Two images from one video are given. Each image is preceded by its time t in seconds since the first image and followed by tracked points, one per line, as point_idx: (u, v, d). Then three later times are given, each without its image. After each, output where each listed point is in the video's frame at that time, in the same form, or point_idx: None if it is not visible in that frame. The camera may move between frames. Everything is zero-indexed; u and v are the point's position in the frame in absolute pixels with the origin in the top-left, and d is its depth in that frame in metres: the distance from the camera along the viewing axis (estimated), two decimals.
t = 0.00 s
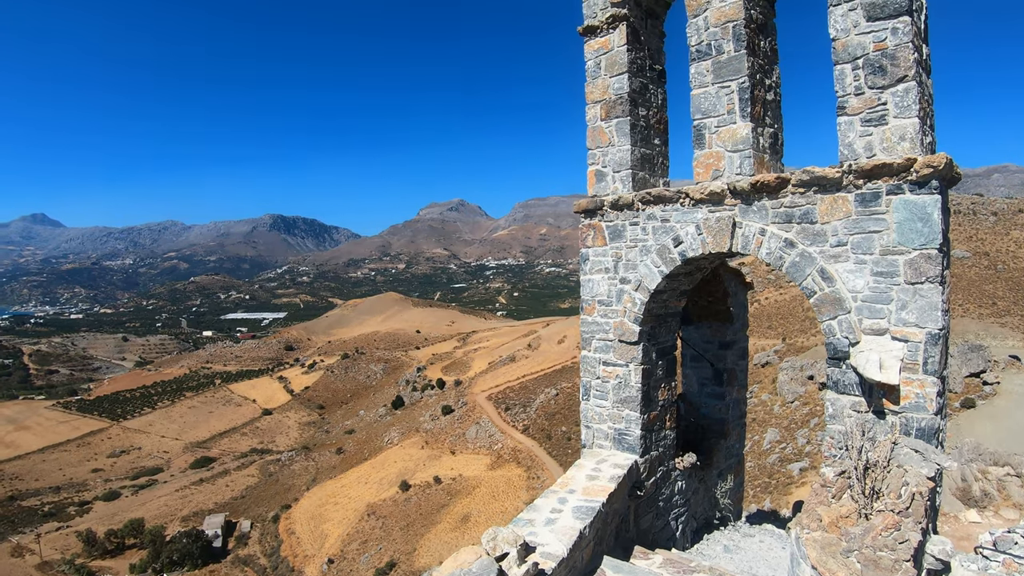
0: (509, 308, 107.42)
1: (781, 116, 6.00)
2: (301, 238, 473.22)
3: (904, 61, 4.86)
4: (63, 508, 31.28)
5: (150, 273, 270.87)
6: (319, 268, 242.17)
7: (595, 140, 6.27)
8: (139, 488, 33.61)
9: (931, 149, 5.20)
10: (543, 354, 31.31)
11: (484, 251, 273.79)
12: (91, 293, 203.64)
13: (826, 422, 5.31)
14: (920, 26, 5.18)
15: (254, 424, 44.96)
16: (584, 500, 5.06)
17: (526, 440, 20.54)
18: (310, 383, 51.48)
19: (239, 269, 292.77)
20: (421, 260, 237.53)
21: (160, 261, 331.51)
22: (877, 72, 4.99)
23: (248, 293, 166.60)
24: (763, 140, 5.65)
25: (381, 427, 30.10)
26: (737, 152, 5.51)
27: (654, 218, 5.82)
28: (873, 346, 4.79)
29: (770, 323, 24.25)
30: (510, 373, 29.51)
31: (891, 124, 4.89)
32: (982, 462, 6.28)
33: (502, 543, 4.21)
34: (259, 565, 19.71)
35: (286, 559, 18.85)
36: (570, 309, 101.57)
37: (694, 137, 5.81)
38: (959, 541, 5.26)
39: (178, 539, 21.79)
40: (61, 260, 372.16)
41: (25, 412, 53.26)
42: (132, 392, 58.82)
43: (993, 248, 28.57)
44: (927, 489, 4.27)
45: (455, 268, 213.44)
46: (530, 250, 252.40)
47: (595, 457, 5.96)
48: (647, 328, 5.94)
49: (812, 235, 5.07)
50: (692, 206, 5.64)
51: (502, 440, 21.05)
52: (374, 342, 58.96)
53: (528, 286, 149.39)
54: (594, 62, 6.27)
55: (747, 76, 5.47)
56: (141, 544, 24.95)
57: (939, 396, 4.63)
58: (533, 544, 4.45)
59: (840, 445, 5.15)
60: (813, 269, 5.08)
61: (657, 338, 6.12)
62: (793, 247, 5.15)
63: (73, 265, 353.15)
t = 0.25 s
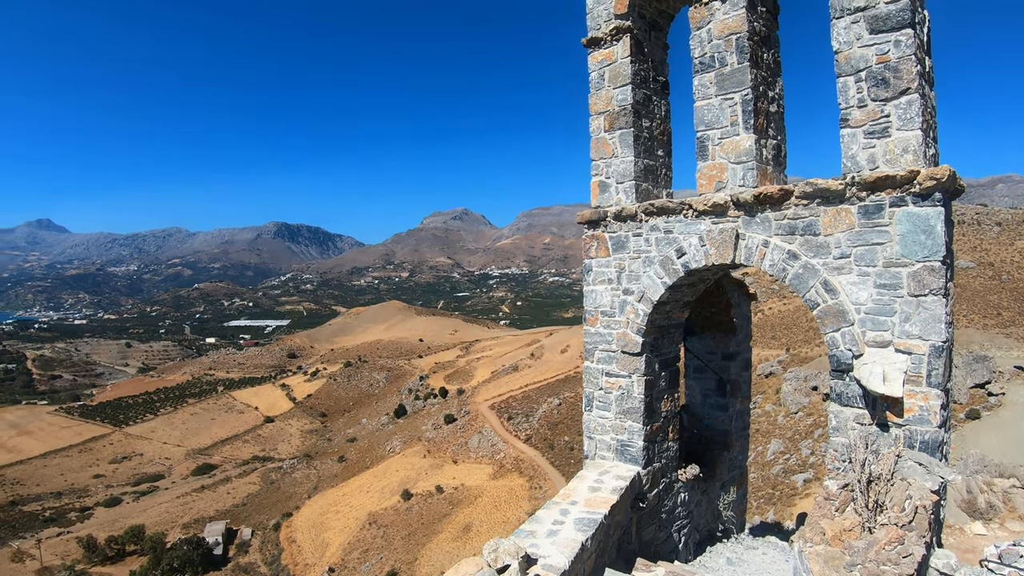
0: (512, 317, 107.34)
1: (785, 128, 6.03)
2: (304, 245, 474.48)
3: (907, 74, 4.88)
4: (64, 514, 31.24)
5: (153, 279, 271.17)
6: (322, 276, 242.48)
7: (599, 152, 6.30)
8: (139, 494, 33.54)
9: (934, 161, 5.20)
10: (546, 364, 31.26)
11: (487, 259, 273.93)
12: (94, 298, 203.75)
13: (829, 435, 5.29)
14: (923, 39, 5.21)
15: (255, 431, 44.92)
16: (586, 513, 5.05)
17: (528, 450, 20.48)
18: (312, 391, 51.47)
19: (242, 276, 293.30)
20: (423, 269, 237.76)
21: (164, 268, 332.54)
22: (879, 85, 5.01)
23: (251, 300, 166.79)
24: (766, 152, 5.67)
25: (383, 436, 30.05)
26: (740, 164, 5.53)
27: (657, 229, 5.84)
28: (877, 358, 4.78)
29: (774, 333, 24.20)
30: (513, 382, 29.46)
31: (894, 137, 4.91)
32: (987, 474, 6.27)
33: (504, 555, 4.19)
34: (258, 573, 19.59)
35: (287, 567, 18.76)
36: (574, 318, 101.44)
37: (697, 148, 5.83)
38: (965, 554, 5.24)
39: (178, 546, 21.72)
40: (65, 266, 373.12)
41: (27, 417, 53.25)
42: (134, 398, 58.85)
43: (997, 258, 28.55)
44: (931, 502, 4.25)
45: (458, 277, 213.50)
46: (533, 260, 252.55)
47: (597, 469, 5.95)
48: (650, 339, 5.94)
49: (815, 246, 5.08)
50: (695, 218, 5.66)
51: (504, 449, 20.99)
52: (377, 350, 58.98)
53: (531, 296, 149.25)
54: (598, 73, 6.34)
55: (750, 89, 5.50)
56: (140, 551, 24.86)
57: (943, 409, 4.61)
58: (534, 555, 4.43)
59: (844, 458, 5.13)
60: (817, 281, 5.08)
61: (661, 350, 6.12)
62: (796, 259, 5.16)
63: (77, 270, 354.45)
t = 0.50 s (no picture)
0: (514, 329, 107.30)
1: (786, 142, 6.07)
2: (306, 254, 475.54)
3: (908, 90, 4.92)
4: (63, 522, 31.13)
5: (155, 288, 271.63)
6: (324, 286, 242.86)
7: (601, 165, 6.36)
8: (138, 503, 33.43)
9: (936, 175, 5.23)
10: (548, 376, 31.22)
11: (489, 270, 274.11)
12: (96, 306, 203.80)
13: (831, 450, 5.28)
14: (923, 55, 5.26)
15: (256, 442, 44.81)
16: (587, 527, 5.04)
17: (530, 462, 20.41)
18: (313, 401, 51.40)
19: (244, 286, 293.61)
20: (425, 280, 237.90)
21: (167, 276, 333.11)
22: (880, 100, 5.05)
23: (253, 310, 166.90)
24: (768, 166, 5.71)
25: (384, 447, 29.97)
26: (741, 179, 5.56)
27: (658, 243, 5.88)
28: (878, 373, 4.78)
29: (777, 346, 24.18)
30: (515, 395, 29.41)
31: (895, 152, 4.94)
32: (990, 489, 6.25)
33: (504, 569, 4.18)
34: None
35: None
36: (576, 330, 101.39)
37: (699, 163, 5.87)
38: (969, 570, 5.21)
39: (177, 556, 21.61)
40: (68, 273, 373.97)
41: (28, 424, 53.18)
42: (135, 407, 58.80)
43: (1000, 272, 28.54)
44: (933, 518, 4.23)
45: (460, 288, 213.66)
46: (535, 272, 252.71)
47: (598, 483, 5.94)
48: (651, 353, 5.95)
49: (816, 261, 5.10)
50: (696, 232, 5.69)
51: (506, 462, 20.92)
52: (379, 361, 59.00)
53: (534, 308, 149.11)
54: (600, 88, 6.40)
55: (751, 104, 5.55)
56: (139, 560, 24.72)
57: (945, 424, 4.60)
58: (535, 569, 4.42)
59: (846, 473, 5.11)
60: (818, 296, 5.10)
61: (662, 363, 6.13)
62: (797, 273, 5.18)
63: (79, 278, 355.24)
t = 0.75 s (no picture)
0: (516, 341, 107.19)
1: (789, 156, 6.08)
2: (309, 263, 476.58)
3: (910, 103, 4.93)
4: (62, 530, 31.01)
5: (158, 296, 272.00)
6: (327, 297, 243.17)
7: (604, 178, 6.38)
8: (137, 512, 33.32)
9: (939, 189, 5.22)
10: (550, 389, 31.15)
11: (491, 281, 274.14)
12: (99, 314, 204.06)
13: (835, 464, 5.23)
14: (925, 68, 5.27)
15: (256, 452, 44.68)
16: (589, 541, 5.00)
17: (531, 475, 20.31)
18: (314, 412, 51.33)
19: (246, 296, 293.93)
20: (427, 292, 238.05)
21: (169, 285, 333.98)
22: (883, 114, 5.06)
23: (255, 320, 167.04)
24: (771, 179, 5.71)
25: (385, 459, 29.87)
26: (744, 192, 5.56)
27: (662, 255, 5.87)
28: (883, 387, 4.75)
29: (780, 359, 24.11)
30: (516, 407, 29.34)
31: (898, 165, 4.93)
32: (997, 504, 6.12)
33: None
34: None
35: None
36: (578, 342, 101.25)
37: (701, 176, 5.88)
38: None
39: (176, 566, 21.48)
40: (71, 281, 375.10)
41: (29, 432, 53.13)
42: (136, 415, 58.74)
43: (1004, 285, 28.48)
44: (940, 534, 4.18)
45: (462, 301, 213.73)
46: (537, 284, 252.71)
47: (600, 496, 5.90)
48: (655, 366, 5.92)
49: (819, 274, 5.08)
50: (700, 245, 5.69)
51: (507, 475, 20.83)
52: (381, 373, 58.98)
53: (536, 320, 148.93)
54: (604, 101, 6.44)
55: (754, 117, 5.55)
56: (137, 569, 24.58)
57: (950, 439, 4.55)
58: None
59: (850, 487, 5.06)
60: (822, 309, 5.08)
61: (665, 377, 6.11)
62: (801, 286, 5.16)
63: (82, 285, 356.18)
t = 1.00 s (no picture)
0: (518, 354, 107.07)
1: (790, 171, 6.12)
2: (310, 272, 477.35)
3: (911, 119, 4.96)
4: (60, 539, 30.90)
5: (160, 305, 272.34)
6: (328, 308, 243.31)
7: (606, 193, 6.43)
8: (135, 522, 33.18)
9: (939, 205, 5.24)
10: (551, 402, 31.07)
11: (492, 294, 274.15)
12: (101, 322, 204.21)
13: (836, 479, 5.21)
14: (925, 85, 5.32)
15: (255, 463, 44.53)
16: (589, 556, 4.98)
17: (532, 489, 20.23)
18: (314, 423, 51.22)
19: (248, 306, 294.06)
20: (428, 304, 238.04)
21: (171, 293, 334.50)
22: (883, 129, 5.09)
23: (257, 329, 167.06)
24: (772, 195, 5.74)
25: (385, 471, 29.77)
26: (745, 208, 5.59)
27: (663, 269, 5.90)
28: (884, 403, 4.75)
29: (783, 373, 24.07)
30: (517, 420, 29.28)
31: (898, 180, 4.95)
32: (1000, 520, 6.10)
33: None
34: None
35: None
36: (580, 355, 101.08)
37: (703, 191, 5.91)
38: None
39: None
40: (73, 289, 375.64)
41: (29, 439, 53.05)
42: (136, 424, 58.66)
43: (1006, 299, 28.48)
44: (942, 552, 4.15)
45: (463, 313, 213.66)
46: (538, 297, 252.69)
47: (600, 511, 5.89)
48: (655, 380, 5.93)
49: (820, 289, 5.10)
50: (701, 260, 5.71)
51: (508, 488, 20.75)
52: (382, 384, 58.90)
53: (538, 333, 148.79)
54: (606, 116, 6.51)
55: (755, 132, 5.59)
56: None
57: (953, 455, 4.54)
58: None
59: (851, 503, 5.02)
60: (823, 324, 5.09)
61: (666, 391, 6.11)
62: (802, 301, 5.17)
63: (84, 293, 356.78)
